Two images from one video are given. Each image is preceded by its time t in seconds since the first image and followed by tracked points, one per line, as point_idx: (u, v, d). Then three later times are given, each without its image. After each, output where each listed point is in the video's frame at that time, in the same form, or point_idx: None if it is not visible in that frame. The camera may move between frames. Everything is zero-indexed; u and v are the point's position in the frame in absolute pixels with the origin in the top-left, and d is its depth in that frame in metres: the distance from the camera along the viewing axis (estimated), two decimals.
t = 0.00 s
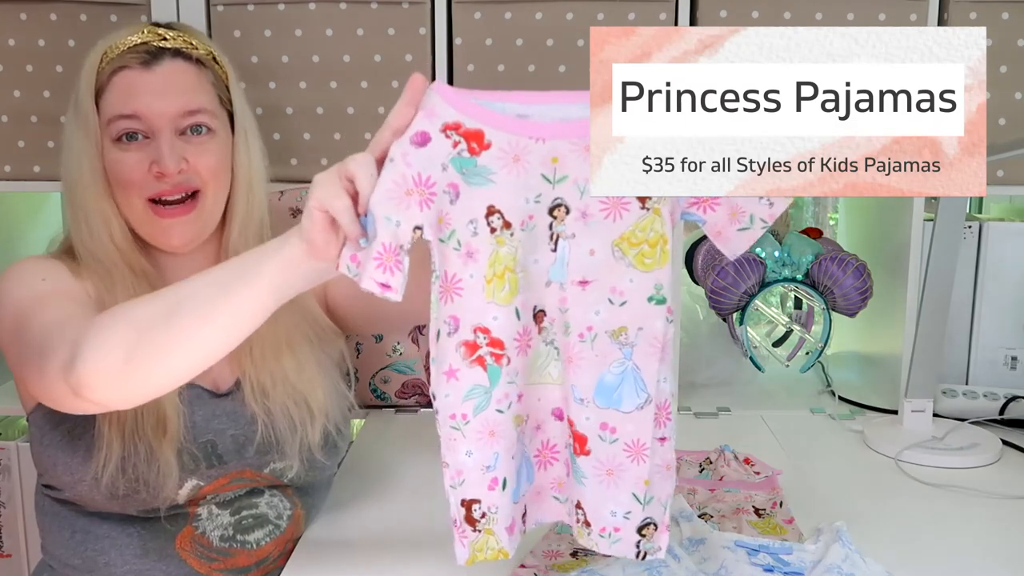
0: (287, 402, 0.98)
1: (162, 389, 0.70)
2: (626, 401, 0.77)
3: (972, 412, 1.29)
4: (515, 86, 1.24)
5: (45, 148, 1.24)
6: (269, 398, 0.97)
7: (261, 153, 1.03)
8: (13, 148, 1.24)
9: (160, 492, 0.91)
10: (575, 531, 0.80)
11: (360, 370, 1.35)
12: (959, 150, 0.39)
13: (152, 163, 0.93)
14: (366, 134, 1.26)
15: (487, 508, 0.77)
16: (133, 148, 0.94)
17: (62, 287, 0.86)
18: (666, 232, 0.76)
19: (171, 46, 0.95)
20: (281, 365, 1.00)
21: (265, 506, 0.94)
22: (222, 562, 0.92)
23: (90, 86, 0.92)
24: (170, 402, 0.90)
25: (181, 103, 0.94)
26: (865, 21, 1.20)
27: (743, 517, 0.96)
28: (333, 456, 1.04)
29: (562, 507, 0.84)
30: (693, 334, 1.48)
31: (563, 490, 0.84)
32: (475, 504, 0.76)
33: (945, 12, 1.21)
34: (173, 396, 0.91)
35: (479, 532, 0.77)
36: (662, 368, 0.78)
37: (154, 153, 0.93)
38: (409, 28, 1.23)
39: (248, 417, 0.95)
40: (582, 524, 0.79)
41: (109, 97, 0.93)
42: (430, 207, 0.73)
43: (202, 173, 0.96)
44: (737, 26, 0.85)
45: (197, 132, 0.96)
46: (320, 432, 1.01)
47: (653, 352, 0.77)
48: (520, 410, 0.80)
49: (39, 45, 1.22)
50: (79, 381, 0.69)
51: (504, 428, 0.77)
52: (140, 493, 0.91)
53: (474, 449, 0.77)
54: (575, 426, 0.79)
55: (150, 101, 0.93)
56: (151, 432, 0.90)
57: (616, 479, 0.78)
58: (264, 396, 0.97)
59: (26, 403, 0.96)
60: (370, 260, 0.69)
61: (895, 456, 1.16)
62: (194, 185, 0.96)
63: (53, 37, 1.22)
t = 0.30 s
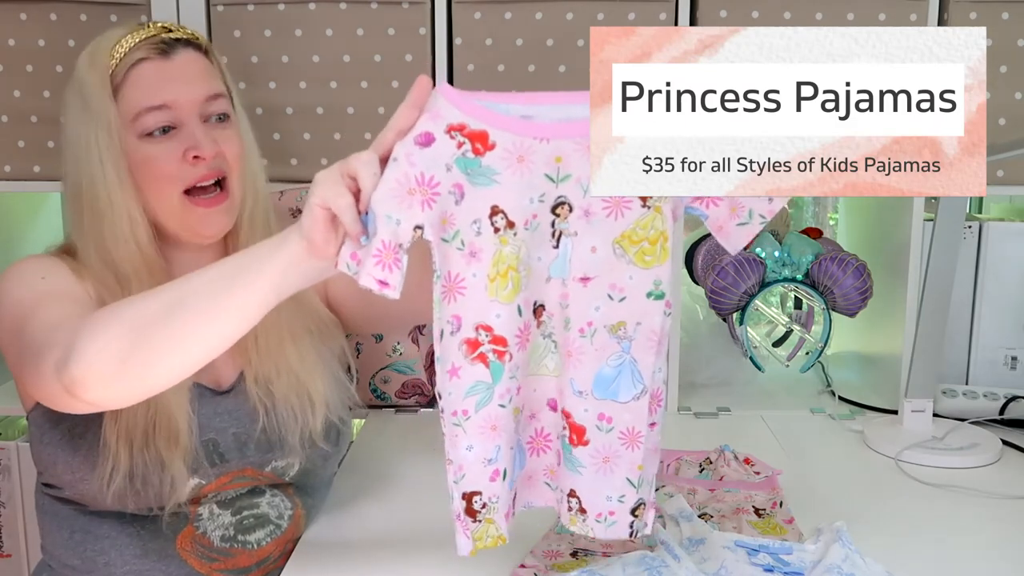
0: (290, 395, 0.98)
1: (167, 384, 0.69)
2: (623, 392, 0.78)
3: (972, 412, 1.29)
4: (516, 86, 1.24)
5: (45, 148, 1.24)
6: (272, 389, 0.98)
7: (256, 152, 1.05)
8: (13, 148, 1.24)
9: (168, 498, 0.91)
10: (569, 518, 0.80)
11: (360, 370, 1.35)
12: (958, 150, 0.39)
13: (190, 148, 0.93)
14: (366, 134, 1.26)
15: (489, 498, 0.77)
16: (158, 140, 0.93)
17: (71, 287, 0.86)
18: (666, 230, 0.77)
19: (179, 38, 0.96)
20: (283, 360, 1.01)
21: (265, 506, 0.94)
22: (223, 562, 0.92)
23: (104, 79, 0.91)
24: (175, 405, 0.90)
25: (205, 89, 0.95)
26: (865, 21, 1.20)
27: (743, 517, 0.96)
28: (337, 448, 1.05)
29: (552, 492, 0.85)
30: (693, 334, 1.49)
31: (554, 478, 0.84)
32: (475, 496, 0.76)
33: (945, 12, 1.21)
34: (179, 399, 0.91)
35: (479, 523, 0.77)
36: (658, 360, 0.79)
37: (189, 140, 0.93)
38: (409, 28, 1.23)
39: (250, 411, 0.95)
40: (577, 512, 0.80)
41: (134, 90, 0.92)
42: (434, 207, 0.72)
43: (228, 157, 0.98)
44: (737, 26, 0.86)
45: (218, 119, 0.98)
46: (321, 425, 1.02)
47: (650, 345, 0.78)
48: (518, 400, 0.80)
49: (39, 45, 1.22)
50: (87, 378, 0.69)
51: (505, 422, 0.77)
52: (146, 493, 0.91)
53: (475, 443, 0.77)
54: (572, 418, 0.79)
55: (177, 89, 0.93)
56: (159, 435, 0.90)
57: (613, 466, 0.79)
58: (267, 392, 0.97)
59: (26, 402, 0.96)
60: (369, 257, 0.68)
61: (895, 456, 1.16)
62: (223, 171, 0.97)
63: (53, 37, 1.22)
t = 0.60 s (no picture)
0: (289, 385, 0.99)
1: (162, 377, 0.70)
2: (637, 401, 0.80)
3: (972, 412, 1.29)
4: (516, 86, 1.24)
5: (45, 147, 1.24)
6: (272, 379, 0.99)
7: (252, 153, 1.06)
8: (13, 148, 1.24)
9: (170, 500, 0.91)
10: (593, 521, 0.82)
11: (360, 370, 1.35)
12: (958, 150, 0.40)
13: (196, 137, 0.93)
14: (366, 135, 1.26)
15: (473, 514, 0.78)
16: (162, 134, 0.92)
17: (72, 284, 0.86)
18: (672, 237, 0.77)
19: (170, 32, 0.96)
20: (285, 355, 1.02)
21: (265, 506, 0.94)
22: (223, 562, 0.92)
23: (102, 77, 0.91)
24: (175, 404, 0.90)
25: (204, 81, 0.95)
26: (865, 21, 1.20)
27: (742, 517, 0.96)
28: (338, 441, 1.05)
29: (552, 509, 0.84)
30: (692, 334, 1.49)
31: (553, 492, 0.84)
32: (462, 508, 0.77)
33: (945, 12, 1.22)
34: (180, 398, 0.91)
35: (462, 530, 0.78)
36: (671, 367, 0.80)
37: (195, 130, 0.93)
38: (409, 28, 1.23)
39: (250, 407, 0.95)
40: (600, 514, 0.81)
41: (135, 86, 0.92)
42: (438, 224, 0.73)
43: (230, 147, 0.98)
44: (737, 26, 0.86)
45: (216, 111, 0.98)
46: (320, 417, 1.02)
47: (661, 353, 0.79)
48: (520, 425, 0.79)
49: (39, 45, 1.22)
50: (86, 373, 0.69)
51: (499, 438, 0.78)
52: (145, 491, 0.91)
53: (467, 460, 0.77)
54: (586, 425, 0.82)
55: (179, 83, 0.93)
56: (161, 435, 0.90)
57: (630, 476, 0.80)
58: (268, 382, 0.99)
59: (26, 401, 0.95)
60: (368, 273, 0.69)
61: (895, 456, 1.16)
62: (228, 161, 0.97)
63: (53, 37, 1.22)
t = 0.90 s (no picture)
0: (289, 386, 0.99)
1: (161, 375, 0.70)
2: (639, 400, 0.80)
3: (972, 412, 1.29)
4: (516, 86, 1.24)
5: (45, 148, 1.25)
6: (272, 378, 0.99)
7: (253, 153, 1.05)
8: (13, 148, 1.24)
9: (170, 499, 0.91)
10: (597, 528, 0.82)
11: (360, 370, 1.35)
12: (958, 150, 0.40)
13: (197, 139, 0.92)
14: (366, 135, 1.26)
15: (511, 516, 0.76)
16: (163, 136, 0.92)
17: (71, 284, 0.86)
18: (670, 237, 0.78)
19: (173, 33, 0.96)
20: (285, 355, 1.02)
21: (265, 506, 0.94)
22: (222, 562, 0.92)
23: (104, 78, 0.91)
24: (172, 403, 0.91)
25: (207, 83, 0.95)
26: (865, 21, 1.20)
27: (742, 517, 0.96)
28: (338, 441, 1.05)
29: (568, 509, 0.84)
30: (692, 334, 1.49)
31: (569, 492, 0.84)
32: (506, 517, 0.76)
33: (945, 12, 1.22)
34: (178, 396, 0.91)
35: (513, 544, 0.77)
36: (673, 367, 0.81)
37: (196, 132, 0.93)
38: (409, 28, 1.23)
39: (250, 409, 0.95)
40: (604, 521, 0.81)
41: (136, 87, 0.92)
42: (439, 223, 0.73)
43: (231, 149, 0.98)
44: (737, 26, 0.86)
45: (218, 112, 0.98)
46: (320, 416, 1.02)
47: (662, 352, 0.80)
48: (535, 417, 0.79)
49: (39, 45, 1.22)
50: (83, 373, 0.69)
51: (519, 435, 0.78)
52: (146, 492, 0.91)
53: (495, 463, 0.76)
54: (592, 429, 0.81)
55: (183, 84, 0.93)
56: (160, 434, 0.91)
57: (635, 476, 0.80)
58: (268, 382, 0.98)
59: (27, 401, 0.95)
60: (371, 269, 0.69)
61: (894, 456, 1.15)
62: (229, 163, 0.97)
63: (53, 37, 1.22)
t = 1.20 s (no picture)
0: (289, 386, 0.99)
1: (158, 374, 0.70)
2: (638, 390, 0.82)
3: (972, 412, 1.29)
4: (515, 86, 1.24)
5: (45, 148, 1.25)
6: (272, 379, 0.99)
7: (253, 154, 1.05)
8: (13, 148, 1.24)
9: (169, 496, 0.91)
10: (606, 524, 0.83)
11: (360, 371, 1.35)
12: (959, 150, 0.40)
13: (196, 141, 0.93)
14: (366, 135, 1.26)
15: (507, 527, 0.75)
16: (163, 137, 0.92)
17: (70, 283, 0.86)
18: (657, 229, 0.80)
19: (176, 35, 0.96)
20: (284, 354, 1.01)
21: (265, 506, 0.94)
22: (222, 562, 0.92)
23: (105, 77, 0.91)
24: (171, 401, 0.91)
25: (208, 85, 0.95)
26: (865, 21, 1.20)
27: (743, 517, 0.96)
28: (338, 441, 1.05)
29: (563, 517, 0.84)
30: (692, 334, 1.49)
31: (564, 500, 0.84)
32: (497, 526, 0.75)
33: (945, 12, 1.22)
34: (176, 395, 0.91)
35: (504, 554, 0.76)
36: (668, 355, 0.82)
37: (195, 134, 0.93)
38: (409, 28, 1.23)
39: (249, 408, 0.95)
40: (614, 515, 0.82)
41: (136, 87, 0.92)
42: (434, 229, 0.73)
43: (231, 152, 0.98)
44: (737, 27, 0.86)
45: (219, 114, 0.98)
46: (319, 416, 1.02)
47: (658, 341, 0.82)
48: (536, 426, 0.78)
49: (39, 45, 1.22)
50: (78, 373, 0.69)
51: (520, 445, 0.76)
52: (147, 491, 0.91)
53: (491, 471, 0.75)
54: (597, 424, 0.83)
55: (184, 86, 0.93)
56: (157, 433, 0.90)
57: (641, 464, 0.82)
58: (268, 383, 0.98)
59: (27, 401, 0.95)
60: (360, 276, 0.68)
61: (895, 456, 1.15)
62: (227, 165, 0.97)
63: (53, 37, 1.22)
